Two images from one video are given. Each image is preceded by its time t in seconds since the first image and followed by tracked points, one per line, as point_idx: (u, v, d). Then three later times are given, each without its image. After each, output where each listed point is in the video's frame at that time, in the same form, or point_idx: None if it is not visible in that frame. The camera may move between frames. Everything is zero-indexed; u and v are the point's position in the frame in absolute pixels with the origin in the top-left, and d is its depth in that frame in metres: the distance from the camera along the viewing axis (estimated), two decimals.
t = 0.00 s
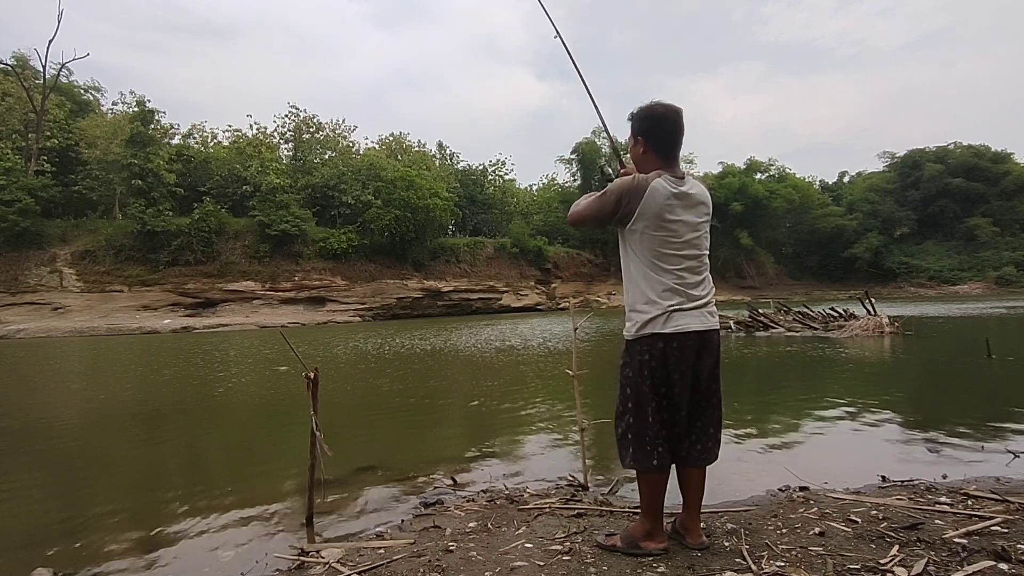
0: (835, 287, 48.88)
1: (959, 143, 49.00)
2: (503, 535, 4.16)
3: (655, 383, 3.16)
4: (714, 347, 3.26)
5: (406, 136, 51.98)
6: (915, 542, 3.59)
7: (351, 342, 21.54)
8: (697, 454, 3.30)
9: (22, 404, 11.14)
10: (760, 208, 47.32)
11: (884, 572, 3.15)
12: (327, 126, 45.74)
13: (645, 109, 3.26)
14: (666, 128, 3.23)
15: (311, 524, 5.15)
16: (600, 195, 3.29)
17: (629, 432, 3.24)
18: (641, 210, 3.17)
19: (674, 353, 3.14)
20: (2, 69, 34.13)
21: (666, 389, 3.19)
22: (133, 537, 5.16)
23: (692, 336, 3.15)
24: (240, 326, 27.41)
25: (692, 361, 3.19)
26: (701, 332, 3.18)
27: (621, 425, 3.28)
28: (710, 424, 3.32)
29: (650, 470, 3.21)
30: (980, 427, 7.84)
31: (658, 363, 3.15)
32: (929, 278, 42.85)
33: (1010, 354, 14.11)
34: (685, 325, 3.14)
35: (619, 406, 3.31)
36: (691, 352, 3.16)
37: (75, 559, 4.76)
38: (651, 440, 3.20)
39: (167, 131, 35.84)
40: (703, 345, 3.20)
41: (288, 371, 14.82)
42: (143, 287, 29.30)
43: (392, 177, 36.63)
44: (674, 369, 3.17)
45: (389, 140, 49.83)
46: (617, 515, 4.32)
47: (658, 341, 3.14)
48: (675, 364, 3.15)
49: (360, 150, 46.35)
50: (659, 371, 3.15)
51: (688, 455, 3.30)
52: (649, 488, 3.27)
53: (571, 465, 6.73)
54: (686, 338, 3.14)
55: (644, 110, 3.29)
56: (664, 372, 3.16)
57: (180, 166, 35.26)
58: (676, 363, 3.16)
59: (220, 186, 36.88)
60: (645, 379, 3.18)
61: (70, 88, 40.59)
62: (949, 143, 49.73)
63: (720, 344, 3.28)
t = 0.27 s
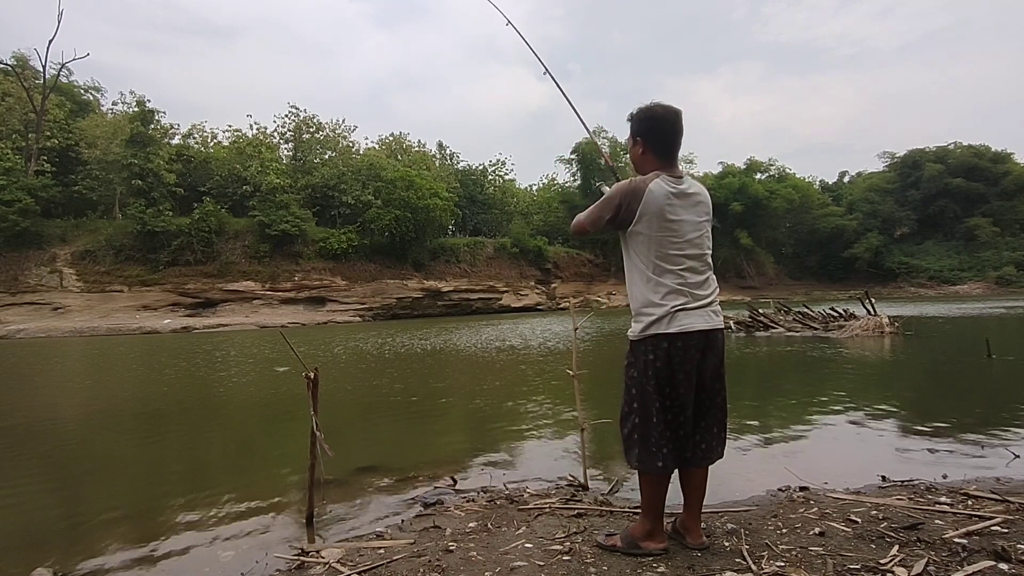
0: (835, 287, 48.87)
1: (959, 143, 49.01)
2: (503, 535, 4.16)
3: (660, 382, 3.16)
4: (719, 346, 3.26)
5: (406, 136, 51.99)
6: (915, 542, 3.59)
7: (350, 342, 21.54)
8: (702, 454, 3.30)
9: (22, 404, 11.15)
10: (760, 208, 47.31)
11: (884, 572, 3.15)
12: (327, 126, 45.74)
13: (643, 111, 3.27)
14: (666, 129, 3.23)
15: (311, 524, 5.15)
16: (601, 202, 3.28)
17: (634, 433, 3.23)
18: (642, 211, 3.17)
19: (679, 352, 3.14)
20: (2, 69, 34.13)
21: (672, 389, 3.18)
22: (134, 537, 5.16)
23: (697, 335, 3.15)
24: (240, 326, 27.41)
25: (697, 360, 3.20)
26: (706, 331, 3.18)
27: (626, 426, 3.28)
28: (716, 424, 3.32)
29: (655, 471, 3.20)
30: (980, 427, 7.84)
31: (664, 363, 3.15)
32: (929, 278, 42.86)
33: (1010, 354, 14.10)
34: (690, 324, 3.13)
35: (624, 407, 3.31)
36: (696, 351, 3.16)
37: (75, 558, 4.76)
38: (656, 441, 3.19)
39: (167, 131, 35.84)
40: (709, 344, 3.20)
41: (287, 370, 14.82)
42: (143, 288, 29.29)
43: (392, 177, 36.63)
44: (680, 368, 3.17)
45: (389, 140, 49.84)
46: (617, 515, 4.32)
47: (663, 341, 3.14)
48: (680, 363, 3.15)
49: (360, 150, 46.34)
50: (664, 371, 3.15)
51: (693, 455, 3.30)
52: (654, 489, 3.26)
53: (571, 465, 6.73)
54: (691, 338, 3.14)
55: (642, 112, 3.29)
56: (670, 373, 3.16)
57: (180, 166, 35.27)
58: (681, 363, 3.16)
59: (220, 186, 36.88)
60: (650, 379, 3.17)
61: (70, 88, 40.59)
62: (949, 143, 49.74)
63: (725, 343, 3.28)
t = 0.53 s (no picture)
0: (835, 287, 48.84)
1: (959, 143, 49.02)
2: (503, 535, 4.16)
3: (667, 382, 3.15)
4: (724, 345, 3.26)
5: (406, 136, 52.00)
6: (916, 543, 3.59)
7: (350, 342, 21.53)
8: (706, 454, 3.28)
9: (22, 404, 11.15)
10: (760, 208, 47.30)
11: (884, 572, 3.15)
12: (327, 126, 45.75)
13: (643, 111, 3.28)
14: (666, 130, 3.24)
15: (311, 524, 5.15)
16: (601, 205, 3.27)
17: (639, 434, 3.25)
18: (644, 212, 3.16)
19: (684, 352, 3.14)
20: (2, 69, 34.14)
21: (677, 389, 3.17)
22: (134, 537, 5.16)
23: (703, 334, 3.14)
24: (240, 326, 27.41)
25: (703, 359, 3.19)
26: (711, 330, 3.17)
27: (632, 427, 3.30)
28: (719, 422, 3.32)
29: (658, 472, 3.20)
30: (980, 427, 7.84)
31: (669, 363, 3.14)
32: (929, 278, 42.87)
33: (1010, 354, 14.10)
34: (696, 323, 3.13)
35: (630, 408, 3.33)
36: (701, 351, 3.16)
37: (75, 558, 4.76)
38: (662, 442, 3.18)
39: (167, 131, 35.85)
40: (714, 343, 3.20)
41: (287, 370, 14.83)
42: (143, 288, 29.30)
43: (392, 177, 36.63)
44: (685, 368, 3.16)
45: (389, 140, 49.84)
46: (617, 516, 4.32)
47: (668, 341, 3.14)
48: (685, 363, 3.15)
49: (360, 150, 46.34)
50: (669, 371, 3.15)
51: (698, 456, 3.28)
52: (659, 489, 3.26)
53: (571, 465, 6.73)
54: (696, 337, 3.13)
55: (643, 113, 3.29)
56: (674, 374, 3.15)
57: (180, 166, 35.27)
58: (687, 364, 3.16)
59: (220, 186, 36.89)
60: (655, 380, 3.17)
61: (70, 88, 40.59)
62: (949, 143, 49.75)
63: (729, 343, 3.28)
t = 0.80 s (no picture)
0: (835, 287, 48.82)
1: (960, 143, 49.03)
2: (502, 535, 4.16)
3: (670, 383, 3.14)
4: (727, 345, 3.26)
5: (406, 136, 52.00)
6: (915, 543, 3.59)
7: (350, 342, 21.52)
8: (708, 454, 3.28)
9: (22, 404, 11.15)
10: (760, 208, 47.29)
11: (884, 572, 3.15)
12: (327, 126, 45.75)
13: (646, 112, 3.29)
14: (670, 132, 3.24)
15: (311, 524, 5.15)
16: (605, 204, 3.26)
17: (641, 434, 3.25)
18: (648, 214, 3.16)
19: (688, 352, 3.12)
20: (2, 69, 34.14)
21: (680, 390, 3.16)
22: (134, 537, 5.17)
23: (707, 335, 3.14)
24: (240, 326, 27.41)
25: (705, 360, 3.18)
26: (715, 331, 3.17)
27: (634, 426, 3.30)
28: (721, 422, 3.33)
29: (659, 472, 3.20)
30: (980, 427, 7.84)
31: (673, 364, 3.13)
32: (929, 278, 42.87)
33: (1010, 354, 14.10)
34: (700, 324, 3.12)
35: (631, 408, 3.34)
36: (705, 351, 3.15)
37: (75, 558, 4.77)
38: (664, 441, 3.18)
39: (167, 131, 35.85)
40: (717, 343, 3.19)
41: (287, 370, 14.83)
42: (143, 288, 29.30)
43: (392, 177, 36.63)
44: (689, 369, 3.15)
45: (389, 140, 49.85)
46: (617, 515, 4.32)
47: (672, 341, 3.13)
48: (688, 364, 3.14)
49: (360, 150, 46.34)
50: (673, 372, 3.14)
51: (700, 456, 3.28)
52: (661, 489, 3.26)
53: (571, 465, 6.72)
54: (699, 337, 3.12)
55: (647, 114, 3.29)
56: (678, 374, 3.14)
57: (180, 166, 35.27)
58: (690, 365, 3.15)
59: (220, 186, 36.89)
60: (658, 381, 3.17)
61: (70, 88, 40.58)
62: (949, 143, 49.76)
63: (733, 343, 3.28)
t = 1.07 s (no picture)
0: (835, 287, 48.81)
1: (960, 143, 49.05)
2: (503, 535, 4.15)
3: (664, 382, 3.15)
4: (723, 347, 3.26)
5: (406, 136, 52.02)
6: (916, 542, 3.59)
7: (350, 342, 21.52)
8: (703, 455, 3.28)
9: (23, 403, 11.16)
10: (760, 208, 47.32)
11: (885, 572, 3.14)
12: (327, 126, 45.76)
13: (663, 111, 3.27)
14: (684, 131, 3.24)
15: (311, 524, 5.15)
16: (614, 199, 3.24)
17: (633, 430, 3.27)
18: (656, 214, 3.15)
19: (682, 354, 3.13)
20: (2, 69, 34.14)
21: (674, 389, 3.16)
22: (132, 537, 5.17)
23: (703, 338, 3.14)
24: (240, 326, 27.41)
25: (701, 360, 3.18)
26: (711, 334, 3.17)
27: (626, 421, 3.32)
28: (717, 423, 3.33)
29: (649, 468, 3.22)
30: (980, 426, 7.84)
31: (667, 364, 3.14)
32: (929, 278, 42.87)
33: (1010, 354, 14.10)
34: (696, 327, 3.13)
35: (624, 403, 3.35)
36: (700, 353, 3.16)
37: (74, 558, 4.77)
38: (656, 439, 3.19)
39: (167, 131, 35.87)
40: (713, 344, 3.19)
41: (288, 370, 14.81)
42: (143, 288, 29.30)
43: (392, 177, 36.63)
44: (684, 370, 3.15)
45: (389, 140, 49.86)
46: (617, 515, 4.32)
47: (667, 341, 3.13)
48: (683, 364, 3.14)
49: (360, 150, 46.35)
50: (666, 372, 3.14)
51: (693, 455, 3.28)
52: (652, 485, 3.27)
53: (570, 465, 6.72)
54: (695, 339, 3.13)
55: (662, 113, 3.29)
56: (671, 374, 3.15)
57: (180, 166, 35.28)
58: (685, 366, 3.15)
59: (220, 186, 36.90)
60: (651, 380, 3.18)
61: (70, 88, 40.59)
62: (949, 143, 49.78)
63: (730, 346, 3.27)
